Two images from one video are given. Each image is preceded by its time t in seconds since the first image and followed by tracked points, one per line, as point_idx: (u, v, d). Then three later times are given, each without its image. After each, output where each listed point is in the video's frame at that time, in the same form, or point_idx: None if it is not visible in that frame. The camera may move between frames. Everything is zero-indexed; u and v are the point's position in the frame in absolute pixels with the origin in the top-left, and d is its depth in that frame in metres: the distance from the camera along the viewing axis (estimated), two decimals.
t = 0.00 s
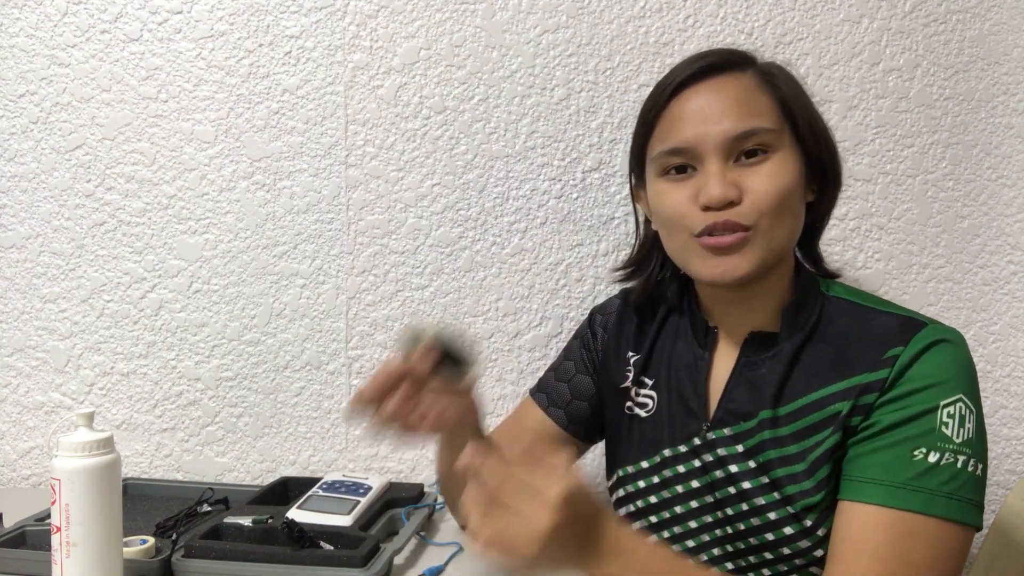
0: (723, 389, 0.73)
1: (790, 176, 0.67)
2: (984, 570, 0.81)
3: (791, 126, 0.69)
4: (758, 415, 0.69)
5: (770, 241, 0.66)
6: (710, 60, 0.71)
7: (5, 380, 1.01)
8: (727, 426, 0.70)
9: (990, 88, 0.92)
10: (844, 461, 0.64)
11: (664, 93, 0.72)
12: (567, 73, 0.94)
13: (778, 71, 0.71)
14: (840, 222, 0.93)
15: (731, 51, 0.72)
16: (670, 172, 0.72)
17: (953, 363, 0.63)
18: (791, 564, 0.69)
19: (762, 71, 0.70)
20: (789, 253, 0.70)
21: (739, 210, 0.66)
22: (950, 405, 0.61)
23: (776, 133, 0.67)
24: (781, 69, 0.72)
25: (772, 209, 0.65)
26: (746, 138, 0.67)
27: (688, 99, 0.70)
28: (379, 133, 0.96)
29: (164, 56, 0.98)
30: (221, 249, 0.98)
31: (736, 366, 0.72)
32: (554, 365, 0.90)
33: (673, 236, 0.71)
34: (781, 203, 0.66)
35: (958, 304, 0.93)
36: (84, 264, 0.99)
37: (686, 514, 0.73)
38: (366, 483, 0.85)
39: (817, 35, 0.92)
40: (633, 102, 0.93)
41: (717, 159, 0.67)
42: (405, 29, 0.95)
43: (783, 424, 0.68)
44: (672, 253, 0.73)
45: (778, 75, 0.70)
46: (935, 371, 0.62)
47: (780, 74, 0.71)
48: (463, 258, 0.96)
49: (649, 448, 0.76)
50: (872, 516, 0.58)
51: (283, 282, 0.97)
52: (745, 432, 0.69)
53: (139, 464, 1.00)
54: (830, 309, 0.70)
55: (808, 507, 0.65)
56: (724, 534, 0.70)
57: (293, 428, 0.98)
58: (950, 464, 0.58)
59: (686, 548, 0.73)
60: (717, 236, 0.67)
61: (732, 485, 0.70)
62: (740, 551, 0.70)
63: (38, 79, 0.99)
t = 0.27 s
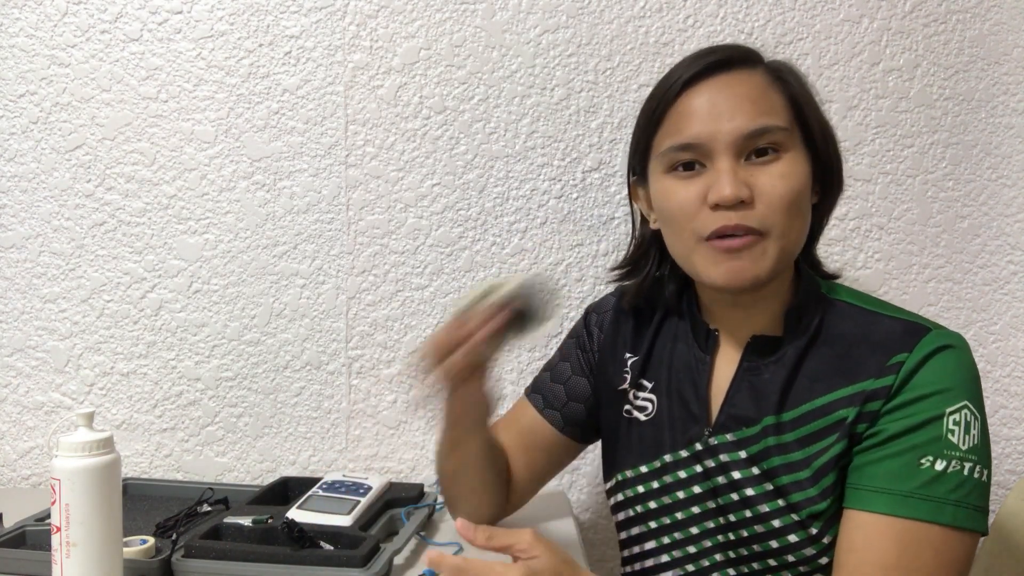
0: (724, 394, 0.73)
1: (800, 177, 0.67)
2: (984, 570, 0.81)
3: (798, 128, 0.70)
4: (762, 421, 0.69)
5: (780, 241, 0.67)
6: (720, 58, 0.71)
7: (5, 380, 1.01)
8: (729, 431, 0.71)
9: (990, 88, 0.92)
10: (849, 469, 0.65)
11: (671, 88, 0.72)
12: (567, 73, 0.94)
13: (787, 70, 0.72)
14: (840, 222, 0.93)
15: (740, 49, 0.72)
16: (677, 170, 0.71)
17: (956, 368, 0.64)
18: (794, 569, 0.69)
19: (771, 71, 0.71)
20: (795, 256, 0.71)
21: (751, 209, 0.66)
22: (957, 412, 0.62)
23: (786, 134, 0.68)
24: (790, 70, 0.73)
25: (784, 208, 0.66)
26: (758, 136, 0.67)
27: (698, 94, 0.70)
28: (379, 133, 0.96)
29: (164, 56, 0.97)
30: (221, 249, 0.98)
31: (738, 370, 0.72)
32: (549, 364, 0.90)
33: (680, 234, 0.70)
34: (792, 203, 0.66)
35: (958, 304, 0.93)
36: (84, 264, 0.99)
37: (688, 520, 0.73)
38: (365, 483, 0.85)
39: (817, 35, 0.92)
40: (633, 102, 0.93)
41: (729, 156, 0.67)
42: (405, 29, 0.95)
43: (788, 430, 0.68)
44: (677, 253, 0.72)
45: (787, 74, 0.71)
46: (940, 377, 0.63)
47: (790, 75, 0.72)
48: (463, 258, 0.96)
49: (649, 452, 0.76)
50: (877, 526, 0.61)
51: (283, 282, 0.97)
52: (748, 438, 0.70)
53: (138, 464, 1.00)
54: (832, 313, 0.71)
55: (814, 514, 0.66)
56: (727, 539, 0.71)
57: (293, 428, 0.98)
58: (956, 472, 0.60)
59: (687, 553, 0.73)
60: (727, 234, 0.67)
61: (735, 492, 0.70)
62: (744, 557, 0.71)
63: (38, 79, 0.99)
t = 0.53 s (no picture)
0: (728, 397, 0.73)
1: (809, 175, 0.68)
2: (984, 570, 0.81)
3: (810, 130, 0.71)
4: (767, 425, 0.69)
5: (785, 237, 0.67)
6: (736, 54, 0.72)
7: (5, 380, 1.01)
8: (733, 435, 0.70)
9: (990, 88, 0.92)
10: (857, 475, 0.65)
11: (685, 81, 0.73)
12: (567, 73, 0.94)
13: (803, 73, 0.73)
14: (840, 222, 0.93)
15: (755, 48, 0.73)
16: (686, 161, 0.71)
17: (963, 373, 0.64)
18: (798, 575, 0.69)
19: (786, 72, 0.72)
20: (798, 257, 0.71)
21: (758, 201, 0.66)
22: (963, 416, 0.62)
23: (798, 132, 0.69)
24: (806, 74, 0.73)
25: (790, 204, 0.66)
26: (770, 130, 0.68)
27: (712, 87, 0.71)
28: (379, 133, 0.96)
29: (164, 56, 0.97)
30: (221, 249, 0.98)
31: (742, 373, 0.72)
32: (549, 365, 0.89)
33: (684, 225, 0.70)
34: (800, 200, 0.67)
35: (958, 304, 0.93)
36: (84, 264, 0.99)
37: (691, 525, 0.73)
38: (365, 483, 0.84)
39: (817, 35, 0.92)
40: (633, 102, 0.93)
41: (739, 148, 0.68)
42: (405, 29, 0.95)
43: (793, 434, 0.68)
44: (680, 245, 0.72)
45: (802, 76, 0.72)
46: (947, 382, 0.63)
47: (806, 78, 0.73)
48: (463, 258, 0.96)
49: (651, 455, 0.76)
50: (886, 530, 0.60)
51: (283, 282, 0.97)
52: (752, 442, 0.70)
53: (138, 464, 1.00)
54: (836, 315, 0.72)
55: (820, 520, 0.66)
56: (730, 544, 0.71)
57: (293, 428, 0.98)
58: (963, 477, 0.61)
59: (689, 557, 0.73)
60: (733, 226, 0.67)
61: (739, 496, 0.70)
62: (747, 562, 0.71)
63: (38, 79, 0.99)
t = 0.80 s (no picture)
0: (732, 394, 0.73)
1: (820, 175, 0.68)
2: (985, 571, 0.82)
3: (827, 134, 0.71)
4: (773, 424, 0.69)
5: (791, 232, 0.67)
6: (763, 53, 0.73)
7: (5, 380, 1.01)
8: (738, 432, 0.71)
9: (990, 88, 0.92)
10: (862, 474, 0.65)
11: (710, 72, 0.73)
12: (567, 73, 0.94)
13: (826, 82, 0.73)
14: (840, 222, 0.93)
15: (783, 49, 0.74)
16: (702, 149, 0.72)
17: (968, 374, 0.64)
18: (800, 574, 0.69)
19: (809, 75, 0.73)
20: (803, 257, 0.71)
21: (768, 192, 0.66)
22: (968, 418, 0.62)
23: (814, 132, 0.69)
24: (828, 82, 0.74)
25: (800, 199, 0.66)
26: (786, 126, 0.68)
27: (736, 80, 0.71)
28: (379, 133, 0.95)
29: (164, 56, 0.97)
30: (221, 249, 0.98)
31: (746, 372, 0.72)
32: (551, 365, 0.89)
33: (693, 211, 0.70)
34: (809, 197, 0.67)
35: (958, 305, 0.93)
36: (84, 264, 0.99)
37: (694, 522, 0.72)
38: (365, 483, 0.84)
39: (817, 35, 0.92)
40: (633, 103, 0.93)
41: (755, 139, 0.68)
42: (405, 29, 0.95)
43: (799, 433, 0.68)
44: (687, 233, 0.72)
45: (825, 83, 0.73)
46: (952, 383, 0.63)
47: (829, 86, 0.73)
48: (463, 258, 0.96)
49: (653, 453, 0.76)
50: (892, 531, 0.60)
51: (283, 282, 0.97)
52: (757, 439, 0.70)
53: (138, 464, 1.00)
54: (839, 315, 0.72)
55: (824, 519, 0.66)
56: (733, 542, 0.70)
57: (293, 428, 0.98)
58: (968, 478, 0.61)
59: (691, 555, 0.73)
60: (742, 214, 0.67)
61: (743, 494, 0.70)
62: (750, 560, 0.70)
63: (38, 79, 0.99)
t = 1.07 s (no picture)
0: (735, 392, 0.73)
1: (820, 176, 0.68)
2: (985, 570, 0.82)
3: (828, 134, 0.71)
4: (775, 419, 0.69)
5: (791, 234, 0.67)
6: (763, 53, 0.73)
7: (5, 380, 1.01)
8: (740, 429, 0.71)
9: (990, 88, 0.92)
10: (863, 470, 0.65)
11: (711, 74, 0.73)
12: (567, 73, 0.94)
13: (829, 82, 0.73)
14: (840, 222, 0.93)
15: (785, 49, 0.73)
16: (702, 152, 0.72)
17: (968, 371, 0.64)
18: (801, 569, 0.69)
19: (810, 73, 0.72)
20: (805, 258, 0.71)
21: (767, 194, 0.66)
22: (967, 414, 0.62)
23: (815, 133, 0.69)
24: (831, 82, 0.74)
25: (798, 202, 0.66)
26: (784, 127, 0.68)
27: (736, 82, 0.71)
28: (379, 133, 0.95)
29: (164, 56, 0.98)
30: (221, 249, 0.98)
31: (748, 368, 0.73)
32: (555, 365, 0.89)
33: (693, 215, 0.71)
34: (809, 199, 0.67)
35: (958, 305, 0.93)
36: (84, 264, 0.99)
37: (695, 517, 0.72)
38: (365, 483, 0.84)
39: (817, 35, 0.92)
40: (633, 103, 0.93)
41: (753, 142, 0.68)
42: (405, 29, 0.95)
43: (800, 429, 0.68)
44: (688, 236, 0.73)
45: (827, 82, 0.72)
46: (952, 379, 0.63)
47: (831, 85, 0.73)
48: (463, 258, 0.96)
49: (656, 450, 0.76)
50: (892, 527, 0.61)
51: (283, 282, 0.97)
52: (758, 436, 0.70)
53: (138, 464, 1.00)
54: (841, 312, 0.72)
55: (825, 514, 0.67)
56: (734, 538, 0.71)
57: (293, 428, 0.98)
58: (968, 474, 0.61)
59: (692, 551, 0.72)
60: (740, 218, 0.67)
61: (745, 490, 0.70)
62: (750, 556, 0.70)
63: (38, 79, 0.99)
